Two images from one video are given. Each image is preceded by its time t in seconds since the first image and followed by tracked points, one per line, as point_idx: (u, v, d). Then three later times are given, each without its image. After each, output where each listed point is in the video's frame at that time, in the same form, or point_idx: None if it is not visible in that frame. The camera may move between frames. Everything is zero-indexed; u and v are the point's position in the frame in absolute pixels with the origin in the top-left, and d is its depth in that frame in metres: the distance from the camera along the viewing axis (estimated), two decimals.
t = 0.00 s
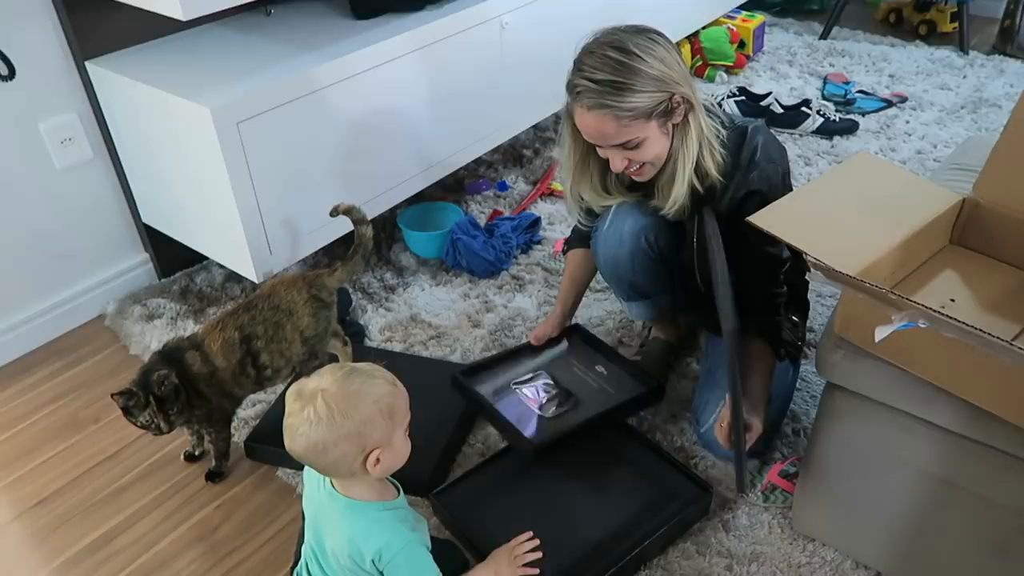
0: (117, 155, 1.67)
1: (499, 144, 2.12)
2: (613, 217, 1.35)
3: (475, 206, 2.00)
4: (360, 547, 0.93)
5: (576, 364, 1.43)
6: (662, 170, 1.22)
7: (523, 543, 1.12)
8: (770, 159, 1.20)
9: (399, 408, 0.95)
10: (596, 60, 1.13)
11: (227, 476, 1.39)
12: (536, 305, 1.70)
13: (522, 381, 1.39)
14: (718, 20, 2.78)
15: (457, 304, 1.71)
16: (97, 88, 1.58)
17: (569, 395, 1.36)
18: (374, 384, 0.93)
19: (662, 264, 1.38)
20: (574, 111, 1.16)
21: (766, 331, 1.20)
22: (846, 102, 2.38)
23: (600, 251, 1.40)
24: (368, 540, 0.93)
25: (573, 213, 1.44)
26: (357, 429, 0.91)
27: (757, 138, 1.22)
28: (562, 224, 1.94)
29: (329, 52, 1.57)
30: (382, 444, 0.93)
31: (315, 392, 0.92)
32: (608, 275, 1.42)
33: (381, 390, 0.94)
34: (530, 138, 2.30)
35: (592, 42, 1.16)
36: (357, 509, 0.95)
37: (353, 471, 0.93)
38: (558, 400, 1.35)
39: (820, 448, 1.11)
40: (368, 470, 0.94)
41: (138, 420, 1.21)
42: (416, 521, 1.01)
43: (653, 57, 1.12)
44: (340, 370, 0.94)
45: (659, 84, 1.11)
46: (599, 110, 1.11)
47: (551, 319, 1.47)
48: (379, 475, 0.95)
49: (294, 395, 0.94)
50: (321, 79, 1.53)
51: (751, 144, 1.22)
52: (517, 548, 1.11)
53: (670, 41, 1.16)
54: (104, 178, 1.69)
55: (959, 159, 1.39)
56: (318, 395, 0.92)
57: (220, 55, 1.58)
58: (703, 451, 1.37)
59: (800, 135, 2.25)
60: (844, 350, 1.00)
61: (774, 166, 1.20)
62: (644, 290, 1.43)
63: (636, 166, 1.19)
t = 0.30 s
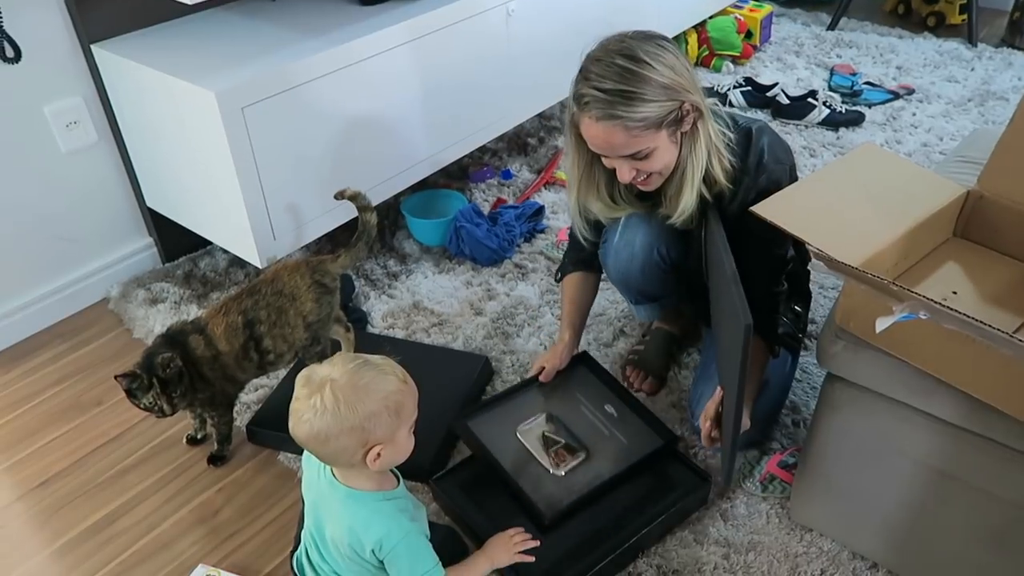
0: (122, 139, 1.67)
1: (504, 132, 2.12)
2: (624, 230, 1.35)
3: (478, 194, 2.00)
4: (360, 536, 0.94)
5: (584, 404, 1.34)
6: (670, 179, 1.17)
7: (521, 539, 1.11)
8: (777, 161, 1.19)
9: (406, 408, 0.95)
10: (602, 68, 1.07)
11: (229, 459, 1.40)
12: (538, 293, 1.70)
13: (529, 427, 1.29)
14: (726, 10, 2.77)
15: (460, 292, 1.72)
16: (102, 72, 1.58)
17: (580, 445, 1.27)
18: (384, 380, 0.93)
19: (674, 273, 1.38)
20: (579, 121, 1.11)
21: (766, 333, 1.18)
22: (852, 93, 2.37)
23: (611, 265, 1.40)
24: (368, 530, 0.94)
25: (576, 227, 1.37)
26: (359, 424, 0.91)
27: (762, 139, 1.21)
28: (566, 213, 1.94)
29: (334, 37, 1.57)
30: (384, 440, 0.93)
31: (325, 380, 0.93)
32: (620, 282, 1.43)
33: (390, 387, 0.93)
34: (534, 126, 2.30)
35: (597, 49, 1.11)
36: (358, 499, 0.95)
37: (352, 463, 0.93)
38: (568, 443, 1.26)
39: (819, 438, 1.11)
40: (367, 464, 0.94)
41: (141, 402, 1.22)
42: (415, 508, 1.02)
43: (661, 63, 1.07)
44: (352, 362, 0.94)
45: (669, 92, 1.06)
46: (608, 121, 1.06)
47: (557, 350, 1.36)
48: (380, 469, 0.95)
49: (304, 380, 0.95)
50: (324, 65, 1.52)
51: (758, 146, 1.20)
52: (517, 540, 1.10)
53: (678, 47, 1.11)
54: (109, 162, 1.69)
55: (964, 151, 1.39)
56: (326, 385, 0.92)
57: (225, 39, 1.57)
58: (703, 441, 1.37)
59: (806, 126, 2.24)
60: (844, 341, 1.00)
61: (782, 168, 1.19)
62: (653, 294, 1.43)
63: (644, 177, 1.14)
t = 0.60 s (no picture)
0: (127, 132, 1.67)
1: (508, 130, 2.12)
2: (626, 254, 1.34)
3: (481, 192, 2.00)
4: (360, 539, 0.95)
5: (587, 435, 1.29)
6: (673, 201, 1.16)
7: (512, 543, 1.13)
8: (780, 176, 1.19)
9: (410, 417, 0.96)
10: (604, 93, 1.06)
11: (229, 454, 1.40)
12: (540, 292, 1.71)
13: (531, 466, 1.25)
14: (731, 10, 2.76)
15: (462, 290, 1.72)
16: (108, 65, 1.58)
17: (584, 480, 1.23)
18: (389, 390, 0.94)
19: (677, 291, 1.39)
20: (581, 146, 1.10)
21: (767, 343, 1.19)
22: (857, 95, 2.37)
23: (614, 286, 1.40)
24: (368, 534, 0.95)
25: (581, 252, 1.34)
26: (363, 434, 0.92)
27: (765, 154, 1.20)
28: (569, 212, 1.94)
29: (339, 33, 1.57)
30: (387, 449, 0.94)
31: (331, 388, 0.93)
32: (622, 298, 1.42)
33: (395, 396, 0.94)
34: (538, 124, 2.30)
35: (597, 74, 1.09)
36: (359, 503, 0.96)
37: (354, 469, 0.94)
38: (572, 478, 1.23)
39: (817, 443, 1.11)
40: (368, 471, 0.94)
41: (145, 396, 1.23)
42: (414, 508, 1.02)
43: (663, 87, 1.05)
44: (359, 370, 0.94)
45: (671, 116, 1.05)
46: (611, 148, 1.05)
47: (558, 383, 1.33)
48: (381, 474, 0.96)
49: (309, 386, 0.95)
50: (328, 62, 1.52)
51: (761, 161, 1.19)
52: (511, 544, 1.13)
53: (679, 68, 1.10)
54: (113, 155, 1.70)
55: (967, 156, 1.39)
56: (332, 392, 0.93)
57: (230, 34, 1.58)
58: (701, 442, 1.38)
59: (810, 128, 2.24)
60: (844, 346, 1.00)
61: (785, 182, 1.20)
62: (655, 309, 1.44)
63: (648, 200, 1.13)
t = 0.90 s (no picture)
0: (131, 139, 1.68)
1: (511, 141, 2.13)
2: (624, 274, 1.34)
3: (484, 203, 2.00)
4: (357, 554, 0.95)
5: (586, 458, 1.29)
6: (670, 224, 1.16)
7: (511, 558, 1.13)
8: (778, 198, 1.18)
9: (407, 436, 0.96)
10: (597, 125, 1.05)
11: (228, 463, 1.40)
12: (541, 304, 1.71)
13: (531, 491, 1.24)
14: (736, 23, 2.77)
15: (463, 300, 1.72)
16: (114, 71, 1.59)
17: (583, 504, 1.22)
18: (386, 409, 0.94)
19: (676, 309, 1.39)
20: (577, 177, 1.10)
21: (767, 362, 1.19)
22: (861, 109, 2.37)
23: (612, 305, 1.40)
24: (364, 549, 0.95)
25: (578, 275, 1.34)
26: (357, 452, 0.91)
27: (764, 173, 1.19)
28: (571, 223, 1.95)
29: (345, 43, 1.58)
30: (381, 467, 0.94)
31: (327, 404, 0.93)
32: (621, 316, 1.41)
33: (393, 414, 0.94)
34: (542, 135, 2.30)
35: (592, 103, 1.08)
36: (357, 518, 0.96)
37: (348, 486, 0.94)
38: (573, 504, 1.22)
39: (818, 459, 1.11)
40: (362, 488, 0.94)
41: (171, 404, 1.24)
42: (411, 522, 1.02)
43: (659, 117, 1.05)
44: (357, 387, 0.94)
45: (668, 146, 1.05)
46: (607, 180, 1.04)
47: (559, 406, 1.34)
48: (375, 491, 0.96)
49: (306, 401, 0.95)
50: (333, 72, 1.53)
51: (759, 181, 1.19)
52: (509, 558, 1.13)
53: (675, 95, 1.09)
54: (118, 162, 1.70)
55: (970, 172, 1.39)
56: (328, 409, 0.92)
57: (236, 42, 1.58)
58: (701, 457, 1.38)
59: (813, 142, 2.24)
60: (845, 363, 1.00)
61: (783, 205, 1.18)
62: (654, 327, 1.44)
63: (645, 226, 1.13)
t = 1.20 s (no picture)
0: (130, 144, 1.68)
1: (511, 147, 2.13)
2: (622, 278, 1.34)
3: (483, 208, 2.00)
4: (369, 562, 0.94)
5: (587, 468, 1.28)
6: (668, 230, 1.15)
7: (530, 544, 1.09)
8: (776, 203, 1.18)
9: (414, 446, 0.95)
10: (595, 133, 1.05)
11: (227, 469, 1.39)
12: (541, 309, 1.71)
13: (532, 502, 1.24)
14: (735, 29, 2.78)
15: (463, 306, 1.72)
16: (113, 77, 1.59)
17: (585, 515, 1.22)
18: (394, 420, 0.94)
19: (674, 313, 1.38)
20: (575, 184, 1.10)
21: (765, 367, 1.19)
22: (859, 115, 2.38)
23: (610, 309, 1.40)
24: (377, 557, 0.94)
25: (575, 280, 1.34)
26: (362, 464, 0.91)
27: (763, 179, 1.19)
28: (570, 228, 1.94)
29: (344, 48, 1.58)
30: (389, 477, 0.93)
31: (335, 414, 0.93)
32: (619, 321, 1.41)
33: (399, 423, 0.94)
34: (541, 140, 2.30)
35: (589, 111, 1.08)
36: (367, 526, 0.95)
37: (356, 496, 0.94)
38: (573, 517, 1.21)
39: (819, 465, 1.11)
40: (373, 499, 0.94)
41: (188, 389, 1.22)
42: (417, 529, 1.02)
43: (656, 125, 1.04)
44: (366, 398, 0.94)
45: (666, 154, 1.04)
46: (606, 188, 1.04)
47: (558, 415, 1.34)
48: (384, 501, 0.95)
49: (315, 410, 0.96)
50: (332, 78, 1.53)
51: (757, 186, 1.19)
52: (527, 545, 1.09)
53: (672, 102, 1.09)
54: (117, 167, 1.70)
55: (970, 178, 1.39)
56: (335, 419, 0.93)
57: (235, 48, 1.58)
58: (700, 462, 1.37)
59: (812, 147, 2.24)
60: (846, 368, 1.00)
61: (782, 211, 1.18)
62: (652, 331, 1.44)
63: (644, 231, 1.13)
